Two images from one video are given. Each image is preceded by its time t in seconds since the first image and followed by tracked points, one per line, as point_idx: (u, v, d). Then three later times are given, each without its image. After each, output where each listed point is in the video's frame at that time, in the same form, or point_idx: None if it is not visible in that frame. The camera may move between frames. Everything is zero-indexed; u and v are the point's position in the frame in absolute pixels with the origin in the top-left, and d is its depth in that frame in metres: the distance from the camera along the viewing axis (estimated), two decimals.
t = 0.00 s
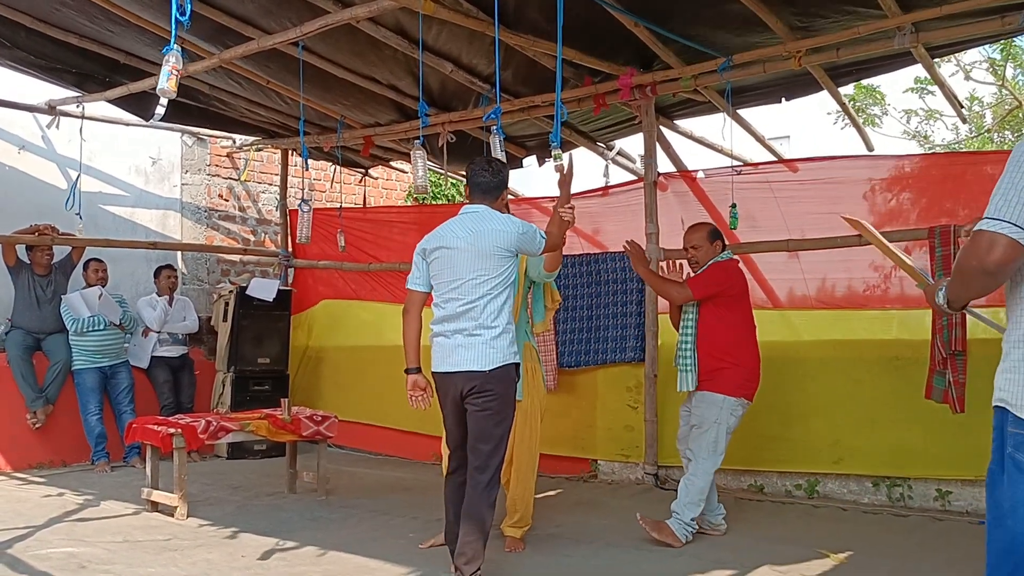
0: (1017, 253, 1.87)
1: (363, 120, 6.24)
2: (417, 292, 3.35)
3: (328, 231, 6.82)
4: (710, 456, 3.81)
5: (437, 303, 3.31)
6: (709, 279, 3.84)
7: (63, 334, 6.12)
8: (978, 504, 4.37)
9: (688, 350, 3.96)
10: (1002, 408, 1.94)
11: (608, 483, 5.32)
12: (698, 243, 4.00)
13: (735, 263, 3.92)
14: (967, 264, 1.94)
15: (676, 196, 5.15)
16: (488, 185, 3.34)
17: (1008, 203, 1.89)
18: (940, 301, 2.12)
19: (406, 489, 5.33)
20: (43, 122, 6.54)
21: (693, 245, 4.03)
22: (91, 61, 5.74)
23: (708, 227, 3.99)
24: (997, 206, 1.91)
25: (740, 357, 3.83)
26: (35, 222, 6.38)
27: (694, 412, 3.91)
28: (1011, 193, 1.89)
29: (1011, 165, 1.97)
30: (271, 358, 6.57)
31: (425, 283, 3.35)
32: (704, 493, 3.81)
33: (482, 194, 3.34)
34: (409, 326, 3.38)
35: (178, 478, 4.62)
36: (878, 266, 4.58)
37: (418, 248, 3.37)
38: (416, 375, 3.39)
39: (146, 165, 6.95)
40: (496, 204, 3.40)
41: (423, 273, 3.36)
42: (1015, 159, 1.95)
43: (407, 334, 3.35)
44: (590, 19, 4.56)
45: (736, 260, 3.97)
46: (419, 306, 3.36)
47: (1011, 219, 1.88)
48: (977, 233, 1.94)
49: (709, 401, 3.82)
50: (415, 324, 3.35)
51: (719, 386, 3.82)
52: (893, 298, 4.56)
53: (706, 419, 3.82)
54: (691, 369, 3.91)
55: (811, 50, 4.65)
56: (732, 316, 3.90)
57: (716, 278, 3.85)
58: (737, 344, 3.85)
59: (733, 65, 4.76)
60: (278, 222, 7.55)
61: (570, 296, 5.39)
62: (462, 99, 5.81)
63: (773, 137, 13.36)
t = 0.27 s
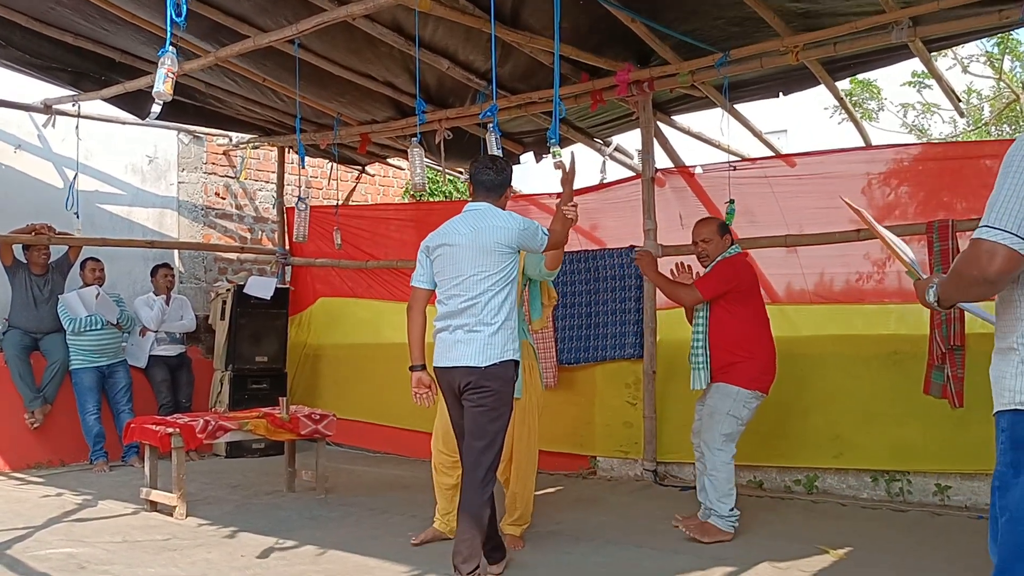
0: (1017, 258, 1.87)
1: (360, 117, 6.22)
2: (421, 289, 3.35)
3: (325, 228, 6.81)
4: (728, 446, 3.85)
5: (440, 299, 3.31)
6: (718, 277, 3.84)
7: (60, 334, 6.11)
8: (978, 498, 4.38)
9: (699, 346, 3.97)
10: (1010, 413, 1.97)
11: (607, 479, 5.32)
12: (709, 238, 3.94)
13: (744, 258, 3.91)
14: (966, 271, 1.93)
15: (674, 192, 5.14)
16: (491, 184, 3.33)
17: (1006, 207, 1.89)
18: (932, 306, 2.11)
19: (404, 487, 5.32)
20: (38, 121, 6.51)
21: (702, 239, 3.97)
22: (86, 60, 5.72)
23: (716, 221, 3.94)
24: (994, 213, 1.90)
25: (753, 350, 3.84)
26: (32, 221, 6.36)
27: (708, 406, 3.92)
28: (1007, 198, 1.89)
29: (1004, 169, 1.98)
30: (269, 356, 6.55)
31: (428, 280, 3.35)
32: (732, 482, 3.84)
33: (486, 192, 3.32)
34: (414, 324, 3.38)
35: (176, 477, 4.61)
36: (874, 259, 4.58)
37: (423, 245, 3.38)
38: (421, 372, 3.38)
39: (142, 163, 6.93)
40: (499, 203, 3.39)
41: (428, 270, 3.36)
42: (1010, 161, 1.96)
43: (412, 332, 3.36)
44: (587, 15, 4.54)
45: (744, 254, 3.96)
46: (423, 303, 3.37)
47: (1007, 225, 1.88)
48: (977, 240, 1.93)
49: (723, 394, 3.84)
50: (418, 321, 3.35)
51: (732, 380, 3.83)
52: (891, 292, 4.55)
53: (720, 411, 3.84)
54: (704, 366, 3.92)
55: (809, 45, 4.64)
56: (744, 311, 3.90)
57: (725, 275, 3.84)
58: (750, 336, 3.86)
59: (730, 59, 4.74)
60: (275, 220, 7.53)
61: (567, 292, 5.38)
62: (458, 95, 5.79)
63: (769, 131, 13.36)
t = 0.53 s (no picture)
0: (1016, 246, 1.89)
1: (361, 116, 6.22)
2: (437, 292, 3.40)
3: (325, 227, 6.82)
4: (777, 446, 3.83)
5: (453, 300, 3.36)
6: (743, 279, 3.82)
7: (62, 334, 6.12)
8: (978, 494, 4.40)
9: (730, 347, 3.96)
10: (1000, 403, 1.97)
11: (609, 476, 5.34)
12: (735, 235, 3.92)
13: (770, 256, 3.87)
14: (964, 260, 1.94)
15: (674, 189, 5.15)
16: (499, 186, 3.36)
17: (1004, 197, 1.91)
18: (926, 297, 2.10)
19: (406, 485, 5.33)
20: (39, 121, 6.52)
21: (730, 237, 3.95)
22: (87, 60, 5.72)
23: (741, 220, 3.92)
24: (994, 202, 1.92)
25: (783, 350, 3.81)
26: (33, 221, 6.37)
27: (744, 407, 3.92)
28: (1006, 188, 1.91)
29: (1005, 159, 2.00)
30: (271, 355, 6.57)
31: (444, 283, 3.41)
32: (797, 481, 3.82)
33: (494, 194, 3.36)
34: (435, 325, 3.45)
35: (179, 476, 4.62)
36: (875, 255, 4.59)
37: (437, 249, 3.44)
38: (443, 369, 3.45)
39: (143, 163, 6.94)
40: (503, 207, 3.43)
41: (440, 272, 3.41)
42: (1012, 151, 1.98)
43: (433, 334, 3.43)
44: (587, 14, 4.55)
45: (770, 251, 3.92)
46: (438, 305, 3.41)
47: (1008, 213, 1.89)
48: (976, 228, 1.94)
49: (757, 399, 3.83)
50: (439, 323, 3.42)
51: (764, 383, 3.81)
52: (891, 288, 4.56)
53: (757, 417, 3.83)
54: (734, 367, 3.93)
55: (809, 42, 4.65)
56: (772, 312, 3.86)
57: (750, 276, 3.82)
58: (779, 336, 3.83)
59: (730, 57, 4.77)
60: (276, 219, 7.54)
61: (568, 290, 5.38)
62: (459, 94, 5.80)
63: (769, 128, 13.37)
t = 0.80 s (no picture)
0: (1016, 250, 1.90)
1: (358, 117, 6.22)
2: (442, 293, 3.46)
3: (322, 228, 6.82)
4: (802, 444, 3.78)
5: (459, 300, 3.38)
6: (776, 278, 3.77)
7: (59, 335, 6.11)
8: (975, 494, 4.41)
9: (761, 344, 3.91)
10: (1005, 408, 2.00)
11: (606, 477, 5.33)
12: (765, 233, 3.90)
13: (803, 254, 3.84)
14: (963, 258, 1.95)
15: (670, 190, 5.15)
16: (503, 189, 3.39)
17: (1005, 200, 1.91)
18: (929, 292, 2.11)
19: (404, 486, 5.33)
20: (36, 122, 6.51)
21: (759, 236, 3.93)
22: (84, 61, 5.72)
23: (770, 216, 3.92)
24: (994, 204, 1.93)
25: (813, 346, 3.77)
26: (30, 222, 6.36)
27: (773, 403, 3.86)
28: (1008, 190, 1.92)
29: (1008, 159, 2.00)
30: (268, 356, 6.57)
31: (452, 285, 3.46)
32: (807, 485, 3.81)
33: (499, 197, 3.39)
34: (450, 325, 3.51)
35: (176, 478, 4.62)
36: (875, 256, 4.58)
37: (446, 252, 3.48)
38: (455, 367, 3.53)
39: (140, 164, 6.94)
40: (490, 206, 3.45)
41: (445, 274, 3.45)
42: (1014, 152, 1.98)
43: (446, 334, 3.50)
44: (584, 14, 4.55)
45: (802, 249, 3.88)
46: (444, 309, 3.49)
47: (1008, 217, 1.90)
48: (976, 227, 1.95)
49: (786, 395, 3.78)
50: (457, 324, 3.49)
51: (796, 379, 3.76)
52: (889, 289, 4.56)
53: (785, 412, 3.79)
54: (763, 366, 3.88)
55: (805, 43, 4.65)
56: (804, 310, 3.82)
57: (782, 274, 3.78)
58: (810, 333, 3.78)
59: (727, 58, 4.77)
60: (273, 220, 7.54)
61: (565, 290, 5.37)
62: (456, 94, 5.80)
63: (766, 129, 13.38)
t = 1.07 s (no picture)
0: (1013, 249, 1.90)
1: (356, 117, 6.21)
2: (447, 291, 3.51)
3: (320, 228, 6.81)
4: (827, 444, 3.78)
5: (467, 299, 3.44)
6: (810, 275, 3.78)
7: (57, 335, 6.10)
8: (973, 493, 4.41)
9: (788, 341, 3.91)
10: (1011, 410, 2.00)
11: (604, 476, 5.33)
12: (796, 230, 3.90)
13: (835, 253, 3.85)
14: (964, 255, 1.96)
15: (668, 190, 5.16)
16: (516, 193, 3.46)
17: (1006, 199, 1.91)
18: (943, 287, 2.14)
19: (402, 485, 5.33)
20: (33, 122, 6.49)
21: (791, 233, 3.93)
22: (81, 61, 5.71)
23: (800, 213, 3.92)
24: (995, 203, 1.92)
25: (842, 342, 3.77)
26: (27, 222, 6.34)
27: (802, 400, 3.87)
28: (1008, 189, 1.91)
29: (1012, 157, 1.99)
30: (266, 355, 6.56)
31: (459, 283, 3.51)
32: (824, 484, 3.81)
33: (511, 200, 3.46)
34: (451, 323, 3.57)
35: (174, 477, 4.61)
36: (876, 257, 4.58)
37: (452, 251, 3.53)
38: (452, 364, 3.59)
39: (137, 163, 6.93)
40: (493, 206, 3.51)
41: (452, 273, 3.50)
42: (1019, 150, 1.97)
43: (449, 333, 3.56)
44: (582, 14, 4.55)
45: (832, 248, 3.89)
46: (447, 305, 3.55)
47: (1008, 217, 1.90)
48: (975, 226, 1.95)
49: (815, 391, 3.79)
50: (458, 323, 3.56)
51: (825, 376, 3.77)
52: (886, 288, 4.57)
53: (814, 408, 3.79)
54: (791, 362, 3.88)
55: (803, 43, 4.65)
56: (835, 309, 3.83)
57: (815, 272, 3.78)
58: (840, 331, 3.79)
59: (724, 58, 4.76)
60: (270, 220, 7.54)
61: (564, 290, 5.37)
62: (454, 94, 5.79)
63: (764, 128, 13.39)
